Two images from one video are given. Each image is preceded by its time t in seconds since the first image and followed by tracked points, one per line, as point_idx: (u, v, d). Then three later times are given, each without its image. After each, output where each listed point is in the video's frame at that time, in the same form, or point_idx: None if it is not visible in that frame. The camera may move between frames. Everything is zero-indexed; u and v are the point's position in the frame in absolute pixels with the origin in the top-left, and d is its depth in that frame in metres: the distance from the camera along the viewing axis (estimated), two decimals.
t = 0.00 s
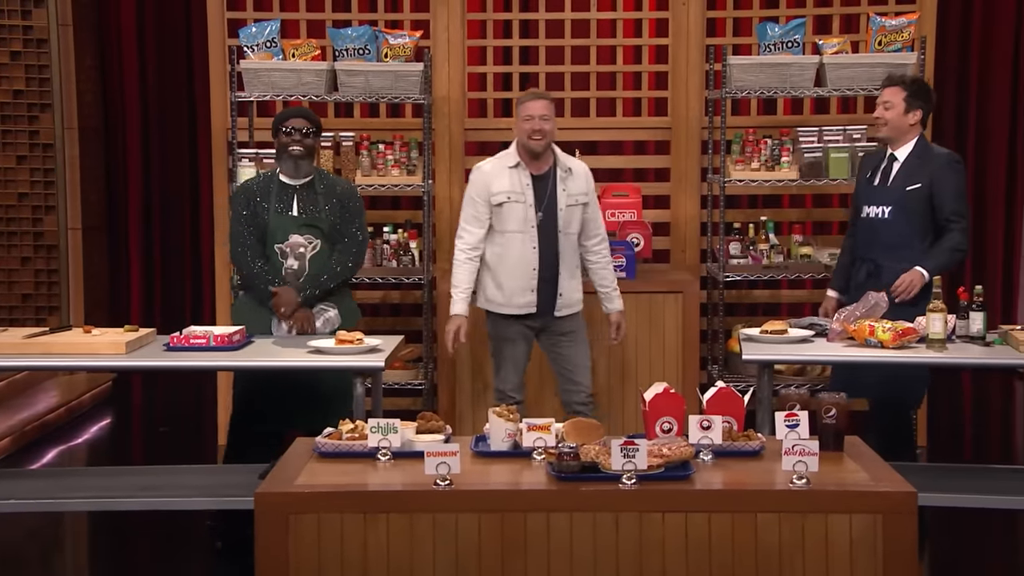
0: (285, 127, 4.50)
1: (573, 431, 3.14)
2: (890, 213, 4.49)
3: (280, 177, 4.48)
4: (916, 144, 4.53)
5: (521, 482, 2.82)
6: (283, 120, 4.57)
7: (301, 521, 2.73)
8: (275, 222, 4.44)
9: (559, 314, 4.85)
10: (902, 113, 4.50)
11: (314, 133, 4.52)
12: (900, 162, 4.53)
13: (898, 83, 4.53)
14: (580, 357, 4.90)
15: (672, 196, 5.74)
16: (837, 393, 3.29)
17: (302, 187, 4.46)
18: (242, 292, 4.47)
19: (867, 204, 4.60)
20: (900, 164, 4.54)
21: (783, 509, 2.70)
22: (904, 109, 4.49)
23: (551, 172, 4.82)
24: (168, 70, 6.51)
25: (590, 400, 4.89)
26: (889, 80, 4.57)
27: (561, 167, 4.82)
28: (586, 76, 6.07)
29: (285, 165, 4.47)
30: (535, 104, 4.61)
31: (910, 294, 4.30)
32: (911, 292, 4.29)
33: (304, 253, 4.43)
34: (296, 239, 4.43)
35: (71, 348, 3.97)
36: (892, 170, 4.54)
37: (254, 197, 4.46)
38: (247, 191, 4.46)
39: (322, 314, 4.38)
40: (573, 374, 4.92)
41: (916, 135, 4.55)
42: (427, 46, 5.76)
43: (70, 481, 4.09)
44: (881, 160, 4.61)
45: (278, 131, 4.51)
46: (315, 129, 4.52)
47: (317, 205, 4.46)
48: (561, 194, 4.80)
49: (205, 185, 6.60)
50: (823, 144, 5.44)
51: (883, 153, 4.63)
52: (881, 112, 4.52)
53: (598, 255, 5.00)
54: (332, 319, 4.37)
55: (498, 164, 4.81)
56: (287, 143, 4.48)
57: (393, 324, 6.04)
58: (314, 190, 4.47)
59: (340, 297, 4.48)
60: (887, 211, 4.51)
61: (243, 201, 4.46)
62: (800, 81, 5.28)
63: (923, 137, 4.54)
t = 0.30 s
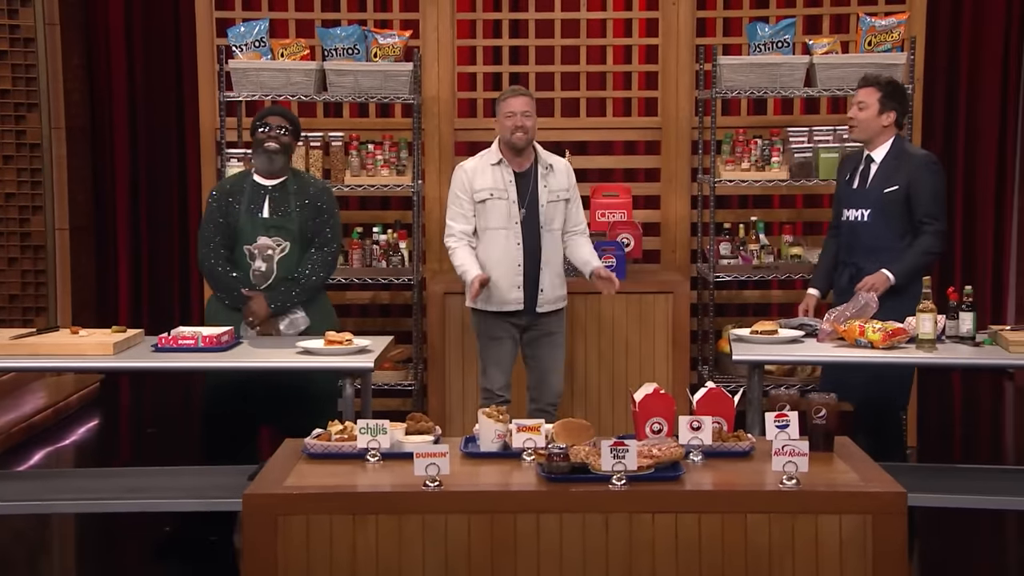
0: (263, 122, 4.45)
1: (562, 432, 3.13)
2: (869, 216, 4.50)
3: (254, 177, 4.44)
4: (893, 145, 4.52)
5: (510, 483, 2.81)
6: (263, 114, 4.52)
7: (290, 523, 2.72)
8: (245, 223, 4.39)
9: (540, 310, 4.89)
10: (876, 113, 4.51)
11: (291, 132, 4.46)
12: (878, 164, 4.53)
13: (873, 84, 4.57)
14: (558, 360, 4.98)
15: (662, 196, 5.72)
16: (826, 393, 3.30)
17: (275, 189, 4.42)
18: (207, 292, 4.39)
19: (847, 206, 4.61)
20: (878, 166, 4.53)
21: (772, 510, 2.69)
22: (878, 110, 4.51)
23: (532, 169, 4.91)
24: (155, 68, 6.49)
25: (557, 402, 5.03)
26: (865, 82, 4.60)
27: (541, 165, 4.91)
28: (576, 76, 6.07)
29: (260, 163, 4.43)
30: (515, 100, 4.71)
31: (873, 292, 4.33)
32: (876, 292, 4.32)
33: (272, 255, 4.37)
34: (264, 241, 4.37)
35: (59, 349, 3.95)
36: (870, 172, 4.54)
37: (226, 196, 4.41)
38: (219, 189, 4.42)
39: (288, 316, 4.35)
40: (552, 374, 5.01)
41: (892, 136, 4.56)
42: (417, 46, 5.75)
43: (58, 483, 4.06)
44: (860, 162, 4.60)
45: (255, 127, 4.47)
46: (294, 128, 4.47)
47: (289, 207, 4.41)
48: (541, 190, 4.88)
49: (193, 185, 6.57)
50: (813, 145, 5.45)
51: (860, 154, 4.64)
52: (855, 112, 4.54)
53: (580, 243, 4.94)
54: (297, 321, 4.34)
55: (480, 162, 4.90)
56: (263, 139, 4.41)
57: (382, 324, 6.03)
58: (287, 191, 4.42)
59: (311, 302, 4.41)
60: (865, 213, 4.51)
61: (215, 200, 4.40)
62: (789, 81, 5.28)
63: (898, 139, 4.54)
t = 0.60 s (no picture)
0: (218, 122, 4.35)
1: (565, 434, 3.07)
2: (848, 218, 4.43)
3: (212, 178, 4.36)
4: (873, 145, 4.44)
5: (511, 486, 2.74)
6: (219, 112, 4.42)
7: (287, 526, 2.65)
8: (203, 225, 4.31)
9: (546, 308, 4.85)
10: (854, 112, 4.44)
11: (247, 133, 4.37)
12: (858, 165, 4.45)
13: (853, 83, 4.48)
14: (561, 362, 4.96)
15: (665, 194, 5.68)
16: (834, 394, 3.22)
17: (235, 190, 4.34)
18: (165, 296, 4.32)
19: (830, 209, 4.54)
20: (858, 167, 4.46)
21: (777, 513, 2.62)
22: (857, 109, 4.42)
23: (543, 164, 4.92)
24: (150, 64, 6.41)
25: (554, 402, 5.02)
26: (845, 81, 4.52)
27: (550, 161, 4.90)
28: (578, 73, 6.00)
29: (218, 166, 4.34)
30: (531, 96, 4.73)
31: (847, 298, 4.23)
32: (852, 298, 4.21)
33: (233, 259, 4.29)
34: (225, 244, 4.29)
35: (52, 350, 3.89)
36: (852, 172, 4.47)
37: (183, 197, 4.32)
38: (176, 190, 4.33)
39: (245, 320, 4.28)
40: (552, 372, 5.00)
41: (875, 133, 4.46)
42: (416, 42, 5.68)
43: (50, 486, 3.99)
44: (844, 163, 4.54)
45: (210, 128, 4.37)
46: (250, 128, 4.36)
47: (249, 209, 4.33)
48: (548, 186, 4.88)
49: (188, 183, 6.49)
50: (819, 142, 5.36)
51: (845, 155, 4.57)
52: (834, 111, 4.47)
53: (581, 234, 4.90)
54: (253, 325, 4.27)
55: (495, 155, 4.87)
56: (218, 144, 4.32)
57: (381, 324, 5.97)
58: (246, 192, 4.34)
59: (269, 306, 4.34)
60: (845, 215, 4.44)
61: (172, 201, 4.32)
62: (796, 77, 5.20)
63: (881, 136, 4.45)
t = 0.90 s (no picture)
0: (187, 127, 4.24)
1: (573, 439, 2.92)
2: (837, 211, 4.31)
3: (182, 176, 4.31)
4: (872, 137, 4.29)
5: (517, 492, 2.60)
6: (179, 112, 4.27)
7: (287, 534, 2.52)
8: (176, 224, 4.27)
9: (562, 307, 4.74)
10: (855, 102, 4.31)
11: (218, 135, 4.29)
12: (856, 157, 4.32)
13: (855, 71, 4.36)
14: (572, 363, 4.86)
15: (676, 191, 5.55)
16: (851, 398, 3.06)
17: (207, 187, 4.30)
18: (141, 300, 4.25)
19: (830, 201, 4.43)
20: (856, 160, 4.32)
21: (792, 521, 2.49)
22: (857, 98, 4.30)
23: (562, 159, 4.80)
24: (144, 57, 6.28)
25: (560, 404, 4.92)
26: (847, 70, 4.40)
27: (569, 158, 4.78)
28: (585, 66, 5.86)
29: (190, 167, 4.28)
30: (559, 90, 4.62)
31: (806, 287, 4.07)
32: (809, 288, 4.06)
33: (211, 257, 4.26)
34: (201, 243, 4.26)
35: (43, 351, 3.76)
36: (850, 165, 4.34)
37: (153, 197, 4.27)
38: (145, 190, 4.27)
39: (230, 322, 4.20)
40: (561, 374, 4.89)
41: (878, 123, 4.32)
42: (420, 34, 5.57)
43: (42, 492, 3.86)
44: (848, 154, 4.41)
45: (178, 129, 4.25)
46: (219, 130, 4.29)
47: (223, 206, 4.30)
48: (567, 182, 4.75)
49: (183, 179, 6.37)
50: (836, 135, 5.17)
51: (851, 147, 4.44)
52: (835, 102, 4.36)
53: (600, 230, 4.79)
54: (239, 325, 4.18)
55: (514, 147, 4.73)
56: (191, 152, 4.24)
57: (383, 324, 5.84)
58: (219, 189, 4.31)
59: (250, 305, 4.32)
60: (836, 208, 4.32)
61: (142, 202, 4.26)
62: (812, 70, 5.06)
63: (884, 126, 4.30)
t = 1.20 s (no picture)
0: (173, 118, 4.13)
1: (581, 443, 2.79)
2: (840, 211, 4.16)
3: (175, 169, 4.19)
4: (877, 133, 4.11)
5: (523, 499, 2.46)
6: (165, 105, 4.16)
7: (284, 544, 2.38)
8: (170, 218, 4.14)
9: (573, 306, 4.63)
10: (856, 103, 4.12)
11: (207, 125, 4.17)
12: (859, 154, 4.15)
13: (846, 70, 4.16)
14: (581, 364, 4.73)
15: (688, 187, 5.42)
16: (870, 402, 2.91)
17: (201, 180, 4.18)
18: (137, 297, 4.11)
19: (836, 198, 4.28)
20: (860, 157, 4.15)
21: (810, 529, 2.34)
22: (857, 100, 4.11)
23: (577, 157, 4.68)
24: (138, 50, 6.15)
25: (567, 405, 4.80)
26: (837, 67, 4.19)
27: (585, 154, 4.65)
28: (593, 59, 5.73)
29: (181, 160, 4.15)
30: (580, 84, 4.50)
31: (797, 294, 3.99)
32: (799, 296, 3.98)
33: (207, 251, 4.14)
34: (197, 236, 4.13)
35: (32, 352, 3.63)
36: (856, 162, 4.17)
37: (146, 191, 4.14)
38: (138, 184, 4.15)
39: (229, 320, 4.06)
40: (570, 376, 4.77)
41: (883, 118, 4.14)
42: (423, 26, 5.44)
43: (31, 499, 3.72)
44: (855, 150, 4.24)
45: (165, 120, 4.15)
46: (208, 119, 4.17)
47: (218, 199, 4.18)
48: (582, 179, 4.63)
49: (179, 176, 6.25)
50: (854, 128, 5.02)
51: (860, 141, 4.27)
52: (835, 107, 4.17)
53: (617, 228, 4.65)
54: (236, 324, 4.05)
55: (529, 141, 4.62)
56: (180, 143, 4.12)
57: (385, 325, 5.71)
58: (213, 181, 4.19)
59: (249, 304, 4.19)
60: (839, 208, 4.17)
61: (135, 196, 4.14)
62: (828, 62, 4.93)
63: (889, 120, 4.12)
